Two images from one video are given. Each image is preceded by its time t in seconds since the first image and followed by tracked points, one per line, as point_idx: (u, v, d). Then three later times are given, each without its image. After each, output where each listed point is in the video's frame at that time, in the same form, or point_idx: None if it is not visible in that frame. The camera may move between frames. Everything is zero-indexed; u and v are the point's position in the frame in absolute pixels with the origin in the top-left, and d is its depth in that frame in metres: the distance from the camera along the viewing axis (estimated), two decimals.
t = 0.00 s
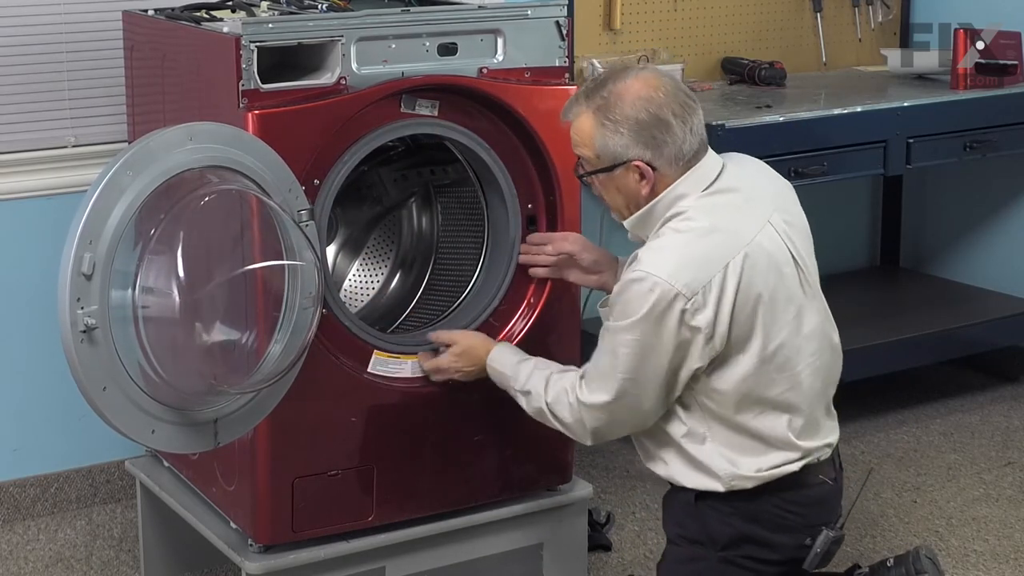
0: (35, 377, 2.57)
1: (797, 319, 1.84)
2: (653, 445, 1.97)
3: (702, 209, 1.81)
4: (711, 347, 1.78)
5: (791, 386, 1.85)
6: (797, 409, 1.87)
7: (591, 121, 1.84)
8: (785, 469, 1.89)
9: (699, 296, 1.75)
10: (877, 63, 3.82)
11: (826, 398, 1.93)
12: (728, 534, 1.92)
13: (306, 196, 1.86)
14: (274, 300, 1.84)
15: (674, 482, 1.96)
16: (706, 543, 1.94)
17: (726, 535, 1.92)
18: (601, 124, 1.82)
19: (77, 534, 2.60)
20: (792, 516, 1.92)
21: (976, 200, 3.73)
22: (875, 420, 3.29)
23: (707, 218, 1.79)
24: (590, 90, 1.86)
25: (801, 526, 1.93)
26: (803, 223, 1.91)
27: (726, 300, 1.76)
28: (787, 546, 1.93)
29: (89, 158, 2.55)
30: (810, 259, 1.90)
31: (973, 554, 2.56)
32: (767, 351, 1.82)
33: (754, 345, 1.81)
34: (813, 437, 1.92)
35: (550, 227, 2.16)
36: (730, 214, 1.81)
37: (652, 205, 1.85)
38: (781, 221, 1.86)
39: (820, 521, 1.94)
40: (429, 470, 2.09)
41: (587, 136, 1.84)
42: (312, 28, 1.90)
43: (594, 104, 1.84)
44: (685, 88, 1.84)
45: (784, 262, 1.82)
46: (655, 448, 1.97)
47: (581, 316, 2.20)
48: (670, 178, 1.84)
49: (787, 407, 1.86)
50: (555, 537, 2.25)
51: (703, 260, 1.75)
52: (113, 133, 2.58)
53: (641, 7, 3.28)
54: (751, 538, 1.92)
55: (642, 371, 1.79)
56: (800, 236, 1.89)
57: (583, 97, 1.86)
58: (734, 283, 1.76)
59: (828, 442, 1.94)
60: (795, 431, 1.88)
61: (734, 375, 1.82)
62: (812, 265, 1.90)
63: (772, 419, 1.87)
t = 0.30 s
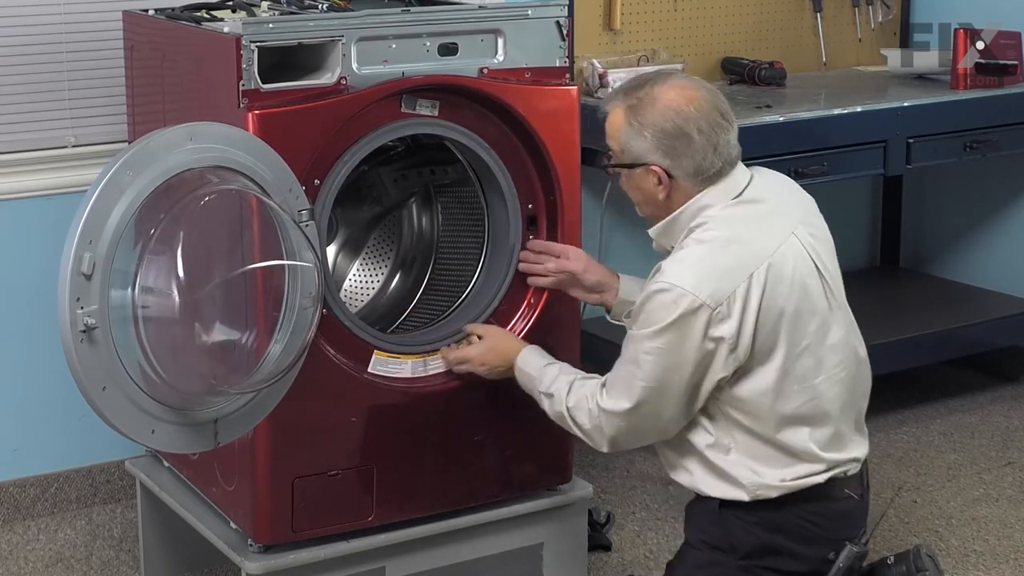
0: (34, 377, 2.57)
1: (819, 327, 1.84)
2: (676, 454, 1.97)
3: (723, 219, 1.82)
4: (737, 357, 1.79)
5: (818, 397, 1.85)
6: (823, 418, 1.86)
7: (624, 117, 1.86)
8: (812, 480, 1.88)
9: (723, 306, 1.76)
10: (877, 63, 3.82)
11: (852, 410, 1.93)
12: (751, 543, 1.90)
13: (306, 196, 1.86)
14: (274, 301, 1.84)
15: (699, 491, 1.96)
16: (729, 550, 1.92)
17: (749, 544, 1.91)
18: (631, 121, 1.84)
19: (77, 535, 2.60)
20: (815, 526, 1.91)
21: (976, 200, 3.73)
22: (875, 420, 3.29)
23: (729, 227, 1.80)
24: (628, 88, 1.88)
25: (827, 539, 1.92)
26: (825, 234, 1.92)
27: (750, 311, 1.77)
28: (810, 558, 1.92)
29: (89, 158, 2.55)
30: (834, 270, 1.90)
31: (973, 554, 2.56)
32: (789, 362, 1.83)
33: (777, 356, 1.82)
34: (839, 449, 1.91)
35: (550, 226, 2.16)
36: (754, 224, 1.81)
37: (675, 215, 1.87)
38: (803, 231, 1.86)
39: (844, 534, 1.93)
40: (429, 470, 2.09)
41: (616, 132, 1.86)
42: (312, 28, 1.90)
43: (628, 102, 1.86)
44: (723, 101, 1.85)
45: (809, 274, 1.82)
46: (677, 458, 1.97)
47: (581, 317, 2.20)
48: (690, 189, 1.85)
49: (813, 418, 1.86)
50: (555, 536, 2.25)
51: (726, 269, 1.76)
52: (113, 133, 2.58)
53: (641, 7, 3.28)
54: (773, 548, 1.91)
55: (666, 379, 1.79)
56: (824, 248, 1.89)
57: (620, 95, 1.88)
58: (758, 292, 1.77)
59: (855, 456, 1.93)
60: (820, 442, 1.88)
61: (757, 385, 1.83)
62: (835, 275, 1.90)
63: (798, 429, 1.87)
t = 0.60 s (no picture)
0: (34, 377, 2.57)
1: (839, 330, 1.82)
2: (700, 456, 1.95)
3: (757, 214, 1.84)
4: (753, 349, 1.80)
5: (836, 401, 1.84)
6: (842, 423, 1.85)
7: (694, 97, 1.86)
8: (829, 485, 1.86)
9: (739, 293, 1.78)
10: (877, 63, 3.82)
11: (882, 430, 1.90)
12: (769, 549, 1.88)
13: (306, 196, 1.86)
14: (274, 300, 1.84)
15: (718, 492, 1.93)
16: (745, 554, 1.90)
17: (767, 548, 1.88)
18: (700, 103, 1.85)
19: (77, 535, 2.60)
20: (837, 538, 1.88)
21: (976, 200, 3.73)
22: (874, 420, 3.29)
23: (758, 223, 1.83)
24: (700, 74, 1.89)
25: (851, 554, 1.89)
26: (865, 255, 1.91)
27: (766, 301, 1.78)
28: (831, 569, 1.89)
29: (89, 158, 2.55)
30: (868, 291, 1.88)
31: (972, 554, 2.56)
32: (806, 361, 1.82)
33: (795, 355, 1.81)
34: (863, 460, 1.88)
35: (550, 225, 2.15)
36: (784, 222, 1.83)
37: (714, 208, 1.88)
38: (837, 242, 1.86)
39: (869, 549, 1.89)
40: (430, 470, 2.09)
41: (682, 111, 1.87)
42: (312, 28, 1.90)
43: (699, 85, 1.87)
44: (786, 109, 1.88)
45: (832, 283, 1.82)
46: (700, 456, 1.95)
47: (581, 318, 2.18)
48: (735, 185, 1.87)
49: (832, 420, 1.84)
50: (555, 536, 2.25)
51: (747, 260, 1.79)
52: (113, 133, 2.58)
53: (641, 7, 3.28)
54: (792, 556, 1.88)
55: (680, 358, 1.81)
56: (858, 265, 1.88)
57: (690, 79, 1.90)
58: (775, 287, 1.78)
59: (879, 472, 1.90)
60: (840, 451, 1.86)
61: (771, 380, 1.82)
62: (867, 294, 1.88)
63: (819, 433, 1.85)
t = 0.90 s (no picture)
0: (34, 377, 2.57)
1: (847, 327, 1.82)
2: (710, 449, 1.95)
3: (779, 208, 1.85)
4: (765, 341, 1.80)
5: (842, 398, 1.83)
6: (848, 420, 1.84)
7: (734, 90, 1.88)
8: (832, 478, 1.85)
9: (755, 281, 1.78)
10: (877, 63, 3.82)
11: (886, 430, 1.90)
12: (771, 545, 1.87)
13: (306, 195, 1.86)
14: (274, 300, 1.84)
15: (725, 484, 1.94)
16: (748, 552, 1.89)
17: (769, 545, 1.87)
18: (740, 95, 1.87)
19: (77, 535, 2.60)
20: (839, 536, 1.87)
21: (976, 200, 3.73)
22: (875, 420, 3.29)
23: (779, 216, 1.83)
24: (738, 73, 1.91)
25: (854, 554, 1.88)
26: (882, 262, 1.91)
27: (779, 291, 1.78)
28: (834, 568, 1.88)
29: (89, 158, 2.55)
30: (881, 297, 1.88)
31: (972, 554, 2.56)
32: (816, 356, 1.81)
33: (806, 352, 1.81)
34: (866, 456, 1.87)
35: (550, 225, 2.15)
36: (805, 219, 1.84)
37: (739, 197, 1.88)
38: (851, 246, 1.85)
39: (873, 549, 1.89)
40: (430, 470, 2.09)
41: (718, 102, 1.89)
42: (312, 28, 1.90)
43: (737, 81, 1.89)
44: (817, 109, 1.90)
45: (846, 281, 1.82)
46: (706, 449, 1.95)
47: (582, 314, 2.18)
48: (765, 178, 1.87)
49: (840, 417, 1.83)
50: (555, 536, 2.25)
51: (766, 249, 1.79)
52: (113, 133, 2.58)
53: (641, 7, 3.28)
54: (793, 554, 1.87)
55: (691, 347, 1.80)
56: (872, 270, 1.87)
57: (728, 77, 1.92)
58: (790, 278, 1.78)
59: (883, 472, 1.89)
60: (843, 446, 1.85)
61: (782, 373, 1.82)
62: (880, 299, 1.88)
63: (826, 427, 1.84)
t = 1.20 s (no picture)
0: (34, 377, 2.57)
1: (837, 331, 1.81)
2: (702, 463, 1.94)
3: (756, 216, 1.84)
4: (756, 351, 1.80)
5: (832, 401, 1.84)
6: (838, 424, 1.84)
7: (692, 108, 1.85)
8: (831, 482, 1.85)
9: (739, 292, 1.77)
10: (877, 62, 3.82)
11: (880, 429, 1.90)
12: (773, 549, 1.88)
13: (306, 195, 1.86)
14: (274, 300, 1.84)
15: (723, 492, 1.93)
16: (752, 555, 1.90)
17: (772, 549, 1.88)
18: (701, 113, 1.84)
19: (77, 534, 2.60)
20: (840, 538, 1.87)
21: (976, 200, 3.73)
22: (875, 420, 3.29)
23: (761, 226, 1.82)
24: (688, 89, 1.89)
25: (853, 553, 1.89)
26: (862, 260, 1.90)
27: (767, 300, 1.78)
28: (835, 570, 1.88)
29: (89, 158, 2.55)
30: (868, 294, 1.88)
31: (973, 554, 2.56)
32: (808, 361, 1.81)
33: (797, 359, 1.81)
34: (863, 459, 1.87)
35: (550, 225, 2.15)
36: (786, 226, 1.83)
37: (720, 208, 1.86)
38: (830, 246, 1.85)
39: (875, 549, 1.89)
40: (430, 470, 2.09)
41: (679, 122, 1.86)
42: (312, 28, 1.90)
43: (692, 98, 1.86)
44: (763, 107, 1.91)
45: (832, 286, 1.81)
46: (700, 459, 1.94)
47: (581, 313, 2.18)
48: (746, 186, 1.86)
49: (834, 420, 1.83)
50: (555, 536, 2.25)
51: (748, 260, 1.78)
52: (113, 133, 2.58)
53: (641, 7, 3.28)
54: (795, 557, 1.88)
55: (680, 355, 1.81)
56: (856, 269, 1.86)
57: (677, 95, 1.89)
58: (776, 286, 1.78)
59: (881, 471, 1.89)
60: (839, 448, 1.85)
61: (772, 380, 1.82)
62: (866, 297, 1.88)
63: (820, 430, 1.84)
